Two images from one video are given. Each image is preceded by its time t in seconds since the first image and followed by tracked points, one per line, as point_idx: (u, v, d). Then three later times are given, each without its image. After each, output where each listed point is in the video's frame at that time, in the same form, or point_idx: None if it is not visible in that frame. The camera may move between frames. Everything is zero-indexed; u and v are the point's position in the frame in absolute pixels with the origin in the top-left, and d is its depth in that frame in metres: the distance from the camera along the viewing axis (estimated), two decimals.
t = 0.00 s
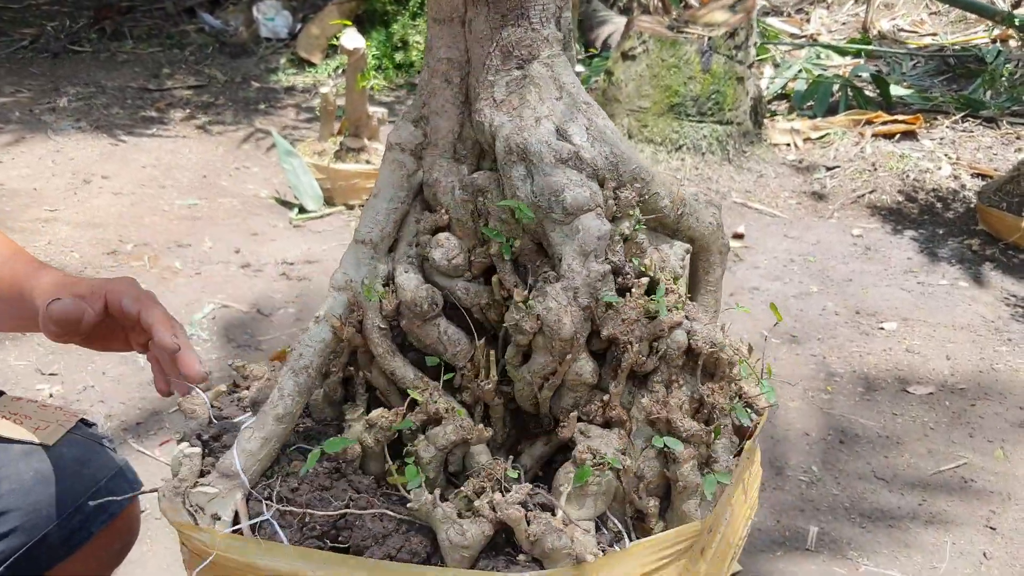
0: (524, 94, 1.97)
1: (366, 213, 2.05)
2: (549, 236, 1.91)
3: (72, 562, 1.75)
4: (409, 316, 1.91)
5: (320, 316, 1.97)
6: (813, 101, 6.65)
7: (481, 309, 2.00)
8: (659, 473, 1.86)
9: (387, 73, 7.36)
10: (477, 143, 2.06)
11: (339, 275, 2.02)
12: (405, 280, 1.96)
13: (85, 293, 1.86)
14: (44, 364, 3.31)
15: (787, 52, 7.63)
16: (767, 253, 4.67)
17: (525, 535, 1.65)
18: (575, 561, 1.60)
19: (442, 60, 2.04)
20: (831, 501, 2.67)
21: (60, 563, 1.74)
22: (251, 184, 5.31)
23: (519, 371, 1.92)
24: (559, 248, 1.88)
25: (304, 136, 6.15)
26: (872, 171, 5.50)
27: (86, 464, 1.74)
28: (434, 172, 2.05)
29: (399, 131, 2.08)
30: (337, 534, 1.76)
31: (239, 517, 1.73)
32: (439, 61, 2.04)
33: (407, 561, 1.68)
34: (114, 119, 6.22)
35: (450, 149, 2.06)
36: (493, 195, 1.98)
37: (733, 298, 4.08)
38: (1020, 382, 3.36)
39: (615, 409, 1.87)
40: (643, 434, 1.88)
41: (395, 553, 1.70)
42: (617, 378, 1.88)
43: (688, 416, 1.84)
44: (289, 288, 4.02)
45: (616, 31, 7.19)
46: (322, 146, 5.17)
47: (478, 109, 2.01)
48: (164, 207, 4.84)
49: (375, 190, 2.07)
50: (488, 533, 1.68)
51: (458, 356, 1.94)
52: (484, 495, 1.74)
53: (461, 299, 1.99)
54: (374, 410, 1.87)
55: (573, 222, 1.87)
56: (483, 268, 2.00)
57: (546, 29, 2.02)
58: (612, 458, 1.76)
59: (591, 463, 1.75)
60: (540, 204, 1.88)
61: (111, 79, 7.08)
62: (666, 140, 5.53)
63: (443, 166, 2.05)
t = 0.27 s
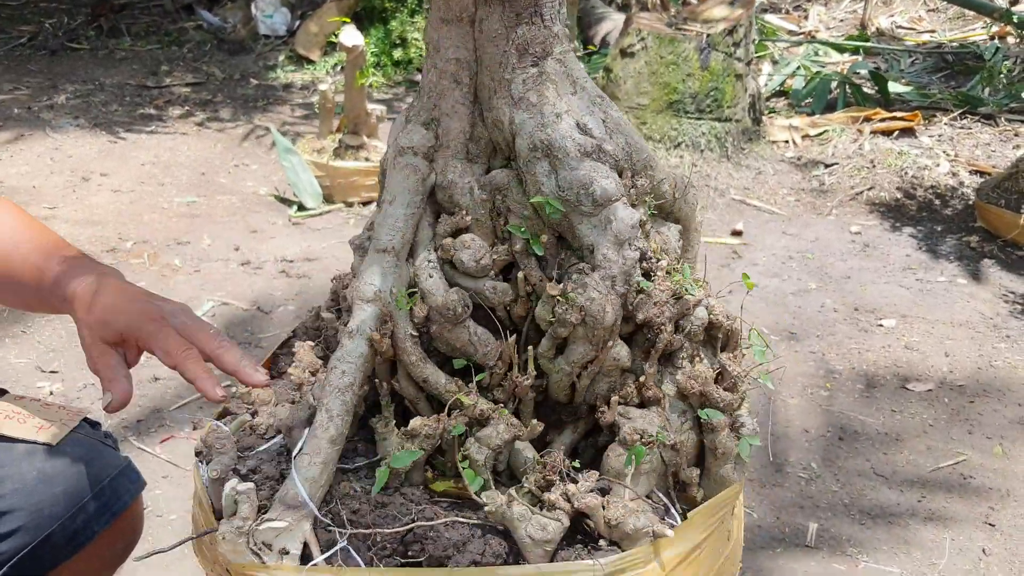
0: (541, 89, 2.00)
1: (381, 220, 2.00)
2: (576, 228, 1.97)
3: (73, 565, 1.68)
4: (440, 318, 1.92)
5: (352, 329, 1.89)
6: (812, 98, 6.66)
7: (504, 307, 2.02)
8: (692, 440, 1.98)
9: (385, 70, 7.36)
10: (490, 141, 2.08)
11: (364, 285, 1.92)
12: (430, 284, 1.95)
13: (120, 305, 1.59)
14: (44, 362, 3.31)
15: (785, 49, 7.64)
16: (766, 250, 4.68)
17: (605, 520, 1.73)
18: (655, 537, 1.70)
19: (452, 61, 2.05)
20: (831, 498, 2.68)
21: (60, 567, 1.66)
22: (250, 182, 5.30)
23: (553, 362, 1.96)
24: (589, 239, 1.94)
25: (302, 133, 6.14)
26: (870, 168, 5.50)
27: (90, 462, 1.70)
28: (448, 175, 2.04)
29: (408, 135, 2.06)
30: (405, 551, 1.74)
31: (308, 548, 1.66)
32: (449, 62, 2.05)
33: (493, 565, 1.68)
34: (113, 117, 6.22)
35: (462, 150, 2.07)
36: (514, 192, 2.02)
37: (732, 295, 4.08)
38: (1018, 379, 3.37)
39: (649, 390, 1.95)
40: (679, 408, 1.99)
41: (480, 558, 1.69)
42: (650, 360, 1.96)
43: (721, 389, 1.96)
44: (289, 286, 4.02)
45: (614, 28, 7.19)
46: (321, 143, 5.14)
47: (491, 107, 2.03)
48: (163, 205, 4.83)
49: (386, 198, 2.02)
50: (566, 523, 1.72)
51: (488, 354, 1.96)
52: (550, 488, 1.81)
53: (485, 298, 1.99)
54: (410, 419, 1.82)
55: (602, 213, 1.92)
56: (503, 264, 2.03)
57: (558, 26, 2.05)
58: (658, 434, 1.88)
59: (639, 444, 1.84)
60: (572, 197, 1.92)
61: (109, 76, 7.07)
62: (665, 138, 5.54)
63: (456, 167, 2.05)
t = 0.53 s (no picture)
0: (546, 88, 1.99)
1: (393, 229, 1.91)
2: (584, 223, 1.98)
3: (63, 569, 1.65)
4: (460, 323, 1.91)
5: (382, 343, 1.80)
6: (809, 96, 6.66)
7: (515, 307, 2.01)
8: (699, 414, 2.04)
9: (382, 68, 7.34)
10: (495, 142, 2.02)
11: (386, 297, 1.84)
12: (449, 291, 1.92)
13: (107, 242, 1.59)
14: (40, 362, 3.29)
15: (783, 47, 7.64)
16: (763, 248, 4.67)
17: (654, 502, 1.77)
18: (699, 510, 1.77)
19: (454, 64, 1.97)
20: (827, 497, 2.67)
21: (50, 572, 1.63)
22: (246, 180, 5.28)
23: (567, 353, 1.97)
24: (600, 232, 1.96)
25: (299, 131, 6.13)
26: (868, 166, 5.49)
27: (83, 466, 1.69)
28: (454, 178, 1.98)
29: (413, 141, 1.99)
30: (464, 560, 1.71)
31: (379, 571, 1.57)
32: (451, 65, 1.98)
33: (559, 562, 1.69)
34: (109, 115, 6.19)
35: (466, 153, 2.01)
36: (524, 191, 2.00)
37: (728, 294, 4.08)
38: (1015, 377, 3.37)
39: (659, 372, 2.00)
40: (686, 385, 2.06)
41: (548, 557, 1.69)
42: (659, 346, 2.01)
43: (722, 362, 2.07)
44: (286, 285, 4.00)
45: (611, 26, 7.18)
46: (317, 142, 5.16)
47: (496, 108, 1.99)
48: (159, 204, 4.81)
49: (394, 207, 1.94)
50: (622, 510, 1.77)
51: (504, 355, 1.96)
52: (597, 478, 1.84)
53: (499, 301, 1.98)
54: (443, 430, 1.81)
55: (611, 207, 1.96)
56: (512, 264, 2.01)
57: (553, 24, 2.03)
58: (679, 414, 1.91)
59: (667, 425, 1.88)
60: (587, 194, 1.93)
61: (106, 74, 7.04)
62: (661, 136, 5.54)
63: (463, 169, 1.99)
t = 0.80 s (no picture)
0: (535, 79, 1.98)
1: (400, 229, 1.84)
2: (577, 210, 1.98)
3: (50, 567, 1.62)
4: (470, 317, 1.88)
5: (407, 345, 1.72)
6: (803, 92, 6.66)
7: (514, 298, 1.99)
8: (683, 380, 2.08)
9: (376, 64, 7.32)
10: (487, 136, 1.99)
11: (403, 299, 1.76)
12: (459, 287, 1.88)
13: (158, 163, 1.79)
14: (32, 359, 3.28)
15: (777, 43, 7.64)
16: (756, 244, 4.67)
17: (676, 472, 1.78)
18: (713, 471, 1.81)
19: (446, 58, 1.92)
20: (818, 492, 2.68)
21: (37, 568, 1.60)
22: (240, 177, 5.26)
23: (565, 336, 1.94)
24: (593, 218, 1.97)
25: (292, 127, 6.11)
26: (861, 162, 5.49)
27: (69, 459, 1.68)
28: (452, 174, 1.93)
29: (412, 137, 1.91)
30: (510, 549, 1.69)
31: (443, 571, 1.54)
32: (443, 59, 1.92)
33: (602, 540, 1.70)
34: (102, 112, 6.16)
35: (461, 148, 1.97)
36: (519, 180, 1.99)
37: (721, 290, 4.07)
38: (1007, 372, 3.38)
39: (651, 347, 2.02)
40: (671, 357, 2.09)
41: (593, 536, 1.69)
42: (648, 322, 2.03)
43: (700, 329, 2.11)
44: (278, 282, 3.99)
45: (606, 22, 7.17)
46: (311, 138, 5.16)
47: (490, 101, 1.95)
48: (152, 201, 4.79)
49: (396, 206, 1.86)
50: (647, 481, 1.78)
51: (508, 346, 1.95)
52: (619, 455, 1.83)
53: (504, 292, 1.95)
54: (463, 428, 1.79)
55: (602, 192, 1.98)
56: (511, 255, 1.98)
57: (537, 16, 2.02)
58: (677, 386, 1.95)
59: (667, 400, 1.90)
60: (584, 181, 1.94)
61: (99, 72, 7.01)
62: (655, 132, 5.55)
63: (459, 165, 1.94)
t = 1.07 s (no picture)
0: (530, 72, 1.94)
1: (417, 231, 1.80)
2: (572, 200, 1.97)
3: (44, 567, 1.63)
4: (487, 313, 1.86)
5: (440, 347, 1.71)
6: (798, 88, 6.66)
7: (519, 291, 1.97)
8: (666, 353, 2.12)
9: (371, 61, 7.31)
10: (486, 132, 1.93)
11: (429, 300, 1.74)
12: (475, 284, 1.86)
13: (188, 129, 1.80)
14: (27, 357, 3.27)
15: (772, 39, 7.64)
16: (752, 240, 4.68)
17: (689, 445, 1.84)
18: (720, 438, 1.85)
19: (448, 57, 1.85)
20: (813, 487, 2.68)
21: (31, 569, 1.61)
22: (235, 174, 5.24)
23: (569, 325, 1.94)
24: (589, 206, 1.96)
25: (287, 124, 6.09)
26: (856, 157, 5.49)
27: (63, 460, 1.67)
28: (459, 171, 1.88)
29: (420, 138, 1.84)
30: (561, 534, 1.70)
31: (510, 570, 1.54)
32: (444, 58, 1.85)
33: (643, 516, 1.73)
34: (97, 109, 6.14)
35: (463, 145, 1.91)
36: (518, 173, 1.96)
37: (716, 286, 4.07)
38: (1002, 367, 3.38)
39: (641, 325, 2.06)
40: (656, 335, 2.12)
41: (632, 514, 1.73)
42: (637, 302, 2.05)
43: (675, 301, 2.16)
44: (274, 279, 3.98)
45: (601, 18, 7.16)
46: (306, 135, 5.15)
47: (490, 96, 1.89)
48: (147, 198, 4.77)
49: (406, 206, 1.81)
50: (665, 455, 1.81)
51: (519, 338, 1.93)
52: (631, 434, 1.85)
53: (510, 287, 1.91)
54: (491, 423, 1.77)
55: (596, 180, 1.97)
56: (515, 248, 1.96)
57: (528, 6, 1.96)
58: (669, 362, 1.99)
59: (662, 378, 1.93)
60: (582, 172, 1.93)
61: (94, 69, 6.98)
62: (650, 128, 5.55)
63: (464, 162, 1.89)
